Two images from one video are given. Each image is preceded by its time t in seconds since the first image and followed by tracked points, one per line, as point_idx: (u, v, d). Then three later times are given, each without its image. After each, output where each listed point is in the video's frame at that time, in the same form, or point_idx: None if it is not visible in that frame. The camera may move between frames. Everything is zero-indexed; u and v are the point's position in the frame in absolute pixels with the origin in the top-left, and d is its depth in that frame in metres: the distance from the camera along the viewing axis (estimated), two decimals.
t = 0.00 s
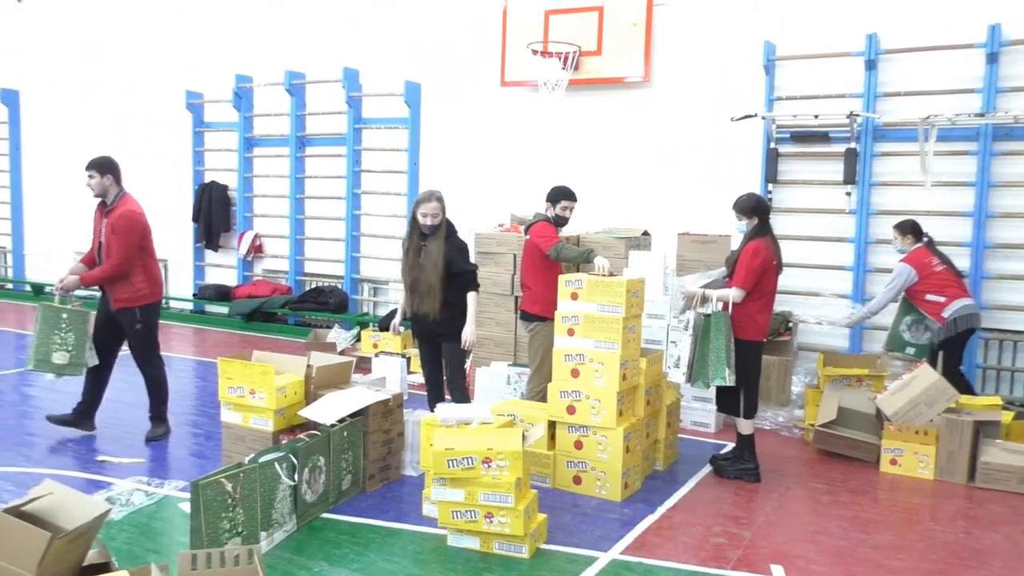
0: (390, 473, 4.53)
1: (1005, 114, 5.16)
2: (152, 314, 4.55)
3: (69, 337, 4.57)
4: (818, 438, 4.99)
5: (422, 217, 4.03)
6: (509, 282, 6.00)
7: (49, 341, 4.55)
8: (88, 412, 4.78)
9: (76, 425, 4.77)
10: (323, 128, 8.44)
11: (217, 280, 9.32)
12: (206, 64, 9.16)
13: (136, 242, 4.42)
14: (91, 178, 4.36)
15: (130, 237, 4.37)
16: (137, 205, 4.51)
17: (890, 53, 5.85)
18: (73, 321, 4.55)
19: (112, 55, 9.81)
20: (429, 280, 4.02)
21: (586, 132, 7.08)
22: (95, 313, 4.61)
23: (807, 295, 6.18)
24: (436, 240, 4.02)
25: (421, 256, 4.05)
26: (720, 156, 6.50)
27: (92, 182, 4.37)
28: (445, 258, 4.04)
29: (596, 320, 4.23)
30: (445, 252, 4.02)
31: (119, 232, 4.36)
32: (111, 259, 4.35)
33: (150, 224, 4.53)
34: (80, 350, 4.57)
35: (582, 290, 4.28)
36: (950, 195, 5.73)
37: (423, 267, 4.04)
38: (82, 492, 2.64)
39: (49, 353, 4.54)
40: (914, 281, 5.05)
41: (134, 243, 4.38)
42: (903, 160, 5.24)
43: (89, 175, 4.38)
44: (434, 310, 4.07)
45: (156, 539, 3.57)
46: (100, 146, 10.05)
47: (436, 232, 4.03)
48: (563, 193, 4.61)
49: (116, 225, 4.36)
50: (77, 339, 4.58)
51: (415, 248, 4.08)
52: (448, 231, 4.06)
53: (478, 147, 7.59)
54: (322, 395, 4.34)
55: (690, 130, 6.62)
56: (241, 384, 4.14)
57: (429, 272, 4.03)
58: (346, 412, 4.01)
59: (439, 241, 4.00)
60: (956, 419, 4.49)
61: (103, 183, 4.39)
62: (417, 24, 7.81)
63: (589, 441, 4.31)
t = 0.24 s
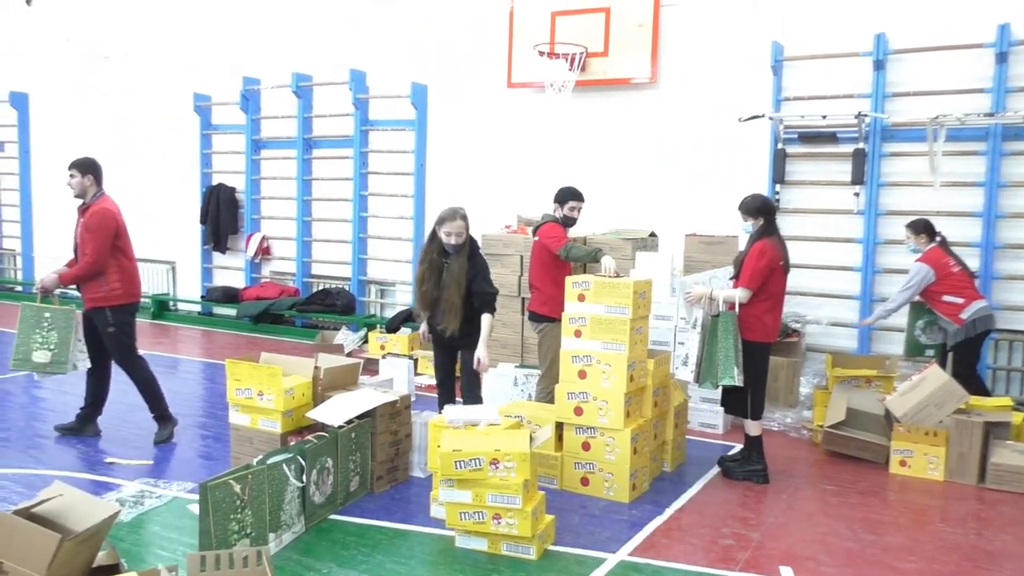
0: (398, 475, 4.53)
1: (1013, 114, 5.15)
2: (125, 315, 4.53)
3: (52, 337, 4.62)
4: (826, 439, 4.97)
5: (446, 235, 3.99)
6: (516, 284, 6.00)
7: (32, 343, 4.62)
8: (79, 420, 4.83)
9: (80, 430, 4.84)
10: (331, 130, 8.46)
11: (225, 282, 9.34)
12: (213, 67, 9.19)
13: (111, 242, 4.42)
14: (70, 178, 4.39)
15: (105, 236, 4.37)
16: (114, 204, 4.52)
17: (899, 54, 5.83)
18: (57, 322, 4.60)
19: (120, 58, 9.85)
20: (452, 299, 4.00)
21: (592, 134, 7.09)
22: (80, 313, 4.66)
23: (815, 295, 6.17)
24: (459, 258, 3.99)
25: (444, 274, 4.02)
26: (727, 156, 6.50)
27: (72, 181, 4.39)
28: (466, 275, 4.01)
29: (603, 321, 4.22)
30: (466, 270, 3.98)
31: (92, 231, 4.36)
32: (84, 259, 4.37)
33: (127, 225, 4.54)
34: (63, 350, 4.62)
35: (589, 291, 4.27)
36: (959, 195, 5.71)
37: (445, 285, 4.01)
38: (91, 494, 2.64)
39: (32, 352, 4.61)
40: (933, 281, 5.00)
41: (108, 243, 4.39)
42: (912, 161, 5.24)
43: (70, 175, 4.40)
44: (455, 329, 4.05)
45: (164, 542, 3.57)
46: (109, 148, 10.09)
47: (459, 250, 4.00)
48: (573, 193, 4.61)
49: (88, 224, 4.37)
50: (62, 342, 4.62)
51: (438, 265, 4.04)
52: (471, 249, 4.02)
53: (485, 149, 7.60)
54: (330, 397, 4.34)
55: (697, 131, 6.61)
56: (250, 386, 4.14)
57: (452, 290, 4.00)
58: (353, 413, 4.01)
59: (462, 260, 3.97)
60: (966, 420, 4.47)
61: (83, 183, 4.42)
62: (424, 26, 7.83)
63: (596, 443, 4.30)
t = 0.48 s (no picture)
0: (404, 476, 4.53)
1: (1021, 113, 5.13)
2: (91, 313, 4.59)
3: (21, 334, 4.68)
4: (833, 440, 4.97)
5: (463, 263, 3.82)
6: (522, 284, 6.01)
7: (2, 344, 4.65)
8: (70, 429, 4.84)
9: (87, 432, 4.85)
10: (336, 131, 8.47)
11: (230, 283, 9.36)
12: (219, 69, 9.21)
13: (84, 239, 4.49)
14: (48, 175, 4.49)
15: (79, 233, 4.44)
16: (90, 203, 4.59)
17: (906, 53, 5.82)
18: (29, 318, 4.69)
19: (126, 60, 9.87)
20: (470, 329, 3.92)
21: (598, 134, 7.08)
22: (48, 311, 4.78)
23: (821, 296, 6.16)
24: (477, 286, 3.88)
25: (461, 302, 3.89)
26: (733, 157, 6.49)
27: (50, 178, 4.49)
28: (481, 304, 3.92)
29: (609, 322, 4.22)
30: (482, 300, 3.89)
31: (65, 227, 4.43)
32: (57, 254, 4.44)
33: (102, 225, 4.61)
34: (34, 346, 4.71)
35: (594, 291, 4.27)
36: (966, 195, 5.69)
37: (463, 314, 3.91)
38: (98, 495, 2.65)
39: (4, 351, 4.66)
40: (965, 278, 4.86)
41: (83, 240, 4.45)
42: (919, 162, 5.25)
43: (48, 173, 4.51)
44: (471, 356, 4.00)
45: (170, 543, 3.57)
46: (115, 150, 10.12)
47: (476, 279, 3.87)
48: (579, 194, 4.62)
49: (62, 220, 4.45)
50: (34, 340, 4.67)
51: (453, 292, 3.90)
52: (486, 275, 3.91)
53: (491, 150, 7.60)
54: (336, 398, 4.35)
55: (703, 132, 6.61)
56: (256, 387, 4.15)
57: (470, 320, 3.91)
58: (359, 414, 4.02)
59: (481, 291, 3.86)
60: (973, 420, 4.46)
61: (61, 180, 4.51)
62: (429, 27, 7.83)
63: (602, 443, 4.30)
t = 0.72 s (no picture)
0: (405, 476, 4.53)
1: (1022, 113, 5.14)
2: (50, 318, 4.39)
3: None
4: (834, 440, 4.97)
5: (470, 267, 3.79)
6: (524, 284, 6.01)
7: None
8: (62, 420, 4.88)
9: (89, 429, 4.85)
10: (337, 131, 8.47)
11: (231, 283, 9.36)
12: (220, 68, 9.20)
13: (46, 242, 4.29)
14: (11, 176, 4.37)
15: (41, 235, 4.25)
16: (52, 204, 4.40)
17: (909, 54, 5.82)
18: None
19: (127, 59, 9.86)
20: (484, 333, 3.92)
21: (599, 134, 7.08)
22: None
23: (822, 296, 6.16)
24: (487, 289, 3.87)
25: (474, 308, 3.87)
26: (734, 157, 6.49)
27: (14, 179, 4.37)
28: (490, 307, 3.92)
29: (609, 321, 4.22)
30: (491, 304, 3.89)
31: (27, 228, 4.23)
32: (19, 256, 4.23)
33: (65, 228, 4.42)
34: None
35: (595, 291, 4.26)
36: (968, 196, 5.69)
37: (476, 320, 3.89)
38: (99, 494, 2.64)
39: None
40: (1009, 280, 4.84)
41: (45, 242, 4.26)
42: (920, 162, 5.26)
43: (12, 173, 4.38)
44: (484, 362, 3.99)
45: (171, 543, 3.57)
46: (116, 149, 10.12)
47: (485, 282, 3.86)
48: (580, 193, 4.61)
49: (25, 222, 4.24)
50: (3, 334, 4.66)
51: (464, 299, 3.86)
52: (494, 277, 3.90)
53: (492, 150, 7.60)
54: (337, 398, 4.35)
55: (704, 132, 6.61)
56: (257, 387, 4.14)
57: (483, 324, 3.91)
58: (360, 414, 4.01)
59: (489, 294, 3.86)
60: (974, 420, 4.46)
61: (24, 181, 4.38)
62: (431, 26, 7.83)
63: (602, 443, 4.29)
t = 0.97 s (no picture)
0: (393, 476, 4.52)
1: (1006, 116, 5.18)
2: None
3: None
4: (821, 440, 4.99)
5: (462, 266, 3.79)
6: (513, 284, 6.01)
7: None
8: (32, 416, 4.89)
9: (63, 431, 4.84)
10: (326, 130, 8.45)
11: (219, 283, 9.32)
12: (208, 67, 9.16)
13: None
14: None
15: None
16: None
17: (896, 56, 5.86)
18: None
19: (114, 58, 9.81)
20: (480, 331, 3.93)
21: (588, 135, 7.09)
22: None
23: (810, 297, 6.19)
24: (479, 286, 3.89)
25: (468, 307, 3.87)
26: (723, 158, 6.52)
27: None
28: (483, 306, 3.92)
29: (598, 322, 4.22)
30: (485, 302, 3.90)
31: None
32: None
33: None
34: None
35: (584, 291, 4.27)
36: (954, 197, 5.73)
37: (472, 319, 3.89)
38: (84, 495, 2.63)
39: None
40: None
41: None
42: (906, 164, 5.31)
43: None
44: (480, 359, 4.01)
45: (157, 545, 3.55)
46: (103, 148, 10.06)
47: (476, 280, 3.87)
48: (569, 194, 4.61)
49: None
50: None
51: (458, 299, 3.85)
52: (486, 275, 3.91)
53: (481, 150, 7.60)
54: (325, 398, 4.33)
55: (692, 133, 6.63)
56: (244, 387, 4.13)
57: (479, 323, 3.92)
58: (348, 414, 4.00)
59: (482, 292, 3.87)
60: (959, 420, 4.48)
61: None
62: (420, 26, 7.82)
63: (591, 444, 4.30)
